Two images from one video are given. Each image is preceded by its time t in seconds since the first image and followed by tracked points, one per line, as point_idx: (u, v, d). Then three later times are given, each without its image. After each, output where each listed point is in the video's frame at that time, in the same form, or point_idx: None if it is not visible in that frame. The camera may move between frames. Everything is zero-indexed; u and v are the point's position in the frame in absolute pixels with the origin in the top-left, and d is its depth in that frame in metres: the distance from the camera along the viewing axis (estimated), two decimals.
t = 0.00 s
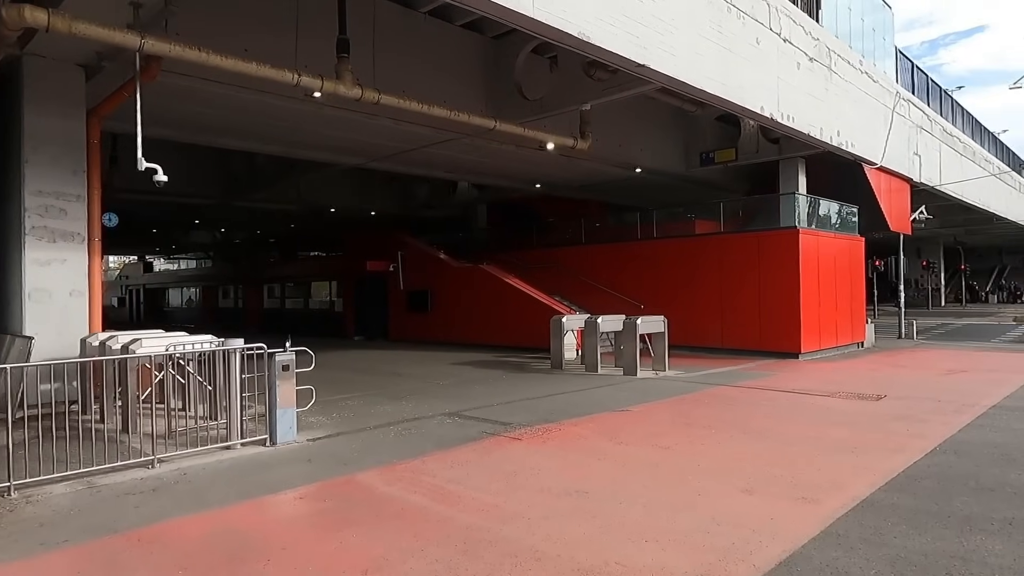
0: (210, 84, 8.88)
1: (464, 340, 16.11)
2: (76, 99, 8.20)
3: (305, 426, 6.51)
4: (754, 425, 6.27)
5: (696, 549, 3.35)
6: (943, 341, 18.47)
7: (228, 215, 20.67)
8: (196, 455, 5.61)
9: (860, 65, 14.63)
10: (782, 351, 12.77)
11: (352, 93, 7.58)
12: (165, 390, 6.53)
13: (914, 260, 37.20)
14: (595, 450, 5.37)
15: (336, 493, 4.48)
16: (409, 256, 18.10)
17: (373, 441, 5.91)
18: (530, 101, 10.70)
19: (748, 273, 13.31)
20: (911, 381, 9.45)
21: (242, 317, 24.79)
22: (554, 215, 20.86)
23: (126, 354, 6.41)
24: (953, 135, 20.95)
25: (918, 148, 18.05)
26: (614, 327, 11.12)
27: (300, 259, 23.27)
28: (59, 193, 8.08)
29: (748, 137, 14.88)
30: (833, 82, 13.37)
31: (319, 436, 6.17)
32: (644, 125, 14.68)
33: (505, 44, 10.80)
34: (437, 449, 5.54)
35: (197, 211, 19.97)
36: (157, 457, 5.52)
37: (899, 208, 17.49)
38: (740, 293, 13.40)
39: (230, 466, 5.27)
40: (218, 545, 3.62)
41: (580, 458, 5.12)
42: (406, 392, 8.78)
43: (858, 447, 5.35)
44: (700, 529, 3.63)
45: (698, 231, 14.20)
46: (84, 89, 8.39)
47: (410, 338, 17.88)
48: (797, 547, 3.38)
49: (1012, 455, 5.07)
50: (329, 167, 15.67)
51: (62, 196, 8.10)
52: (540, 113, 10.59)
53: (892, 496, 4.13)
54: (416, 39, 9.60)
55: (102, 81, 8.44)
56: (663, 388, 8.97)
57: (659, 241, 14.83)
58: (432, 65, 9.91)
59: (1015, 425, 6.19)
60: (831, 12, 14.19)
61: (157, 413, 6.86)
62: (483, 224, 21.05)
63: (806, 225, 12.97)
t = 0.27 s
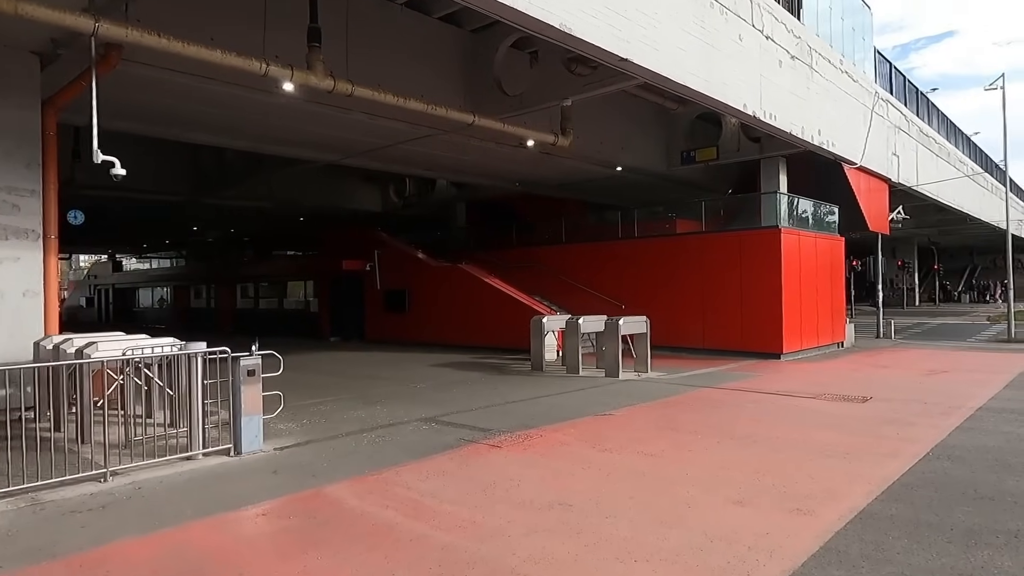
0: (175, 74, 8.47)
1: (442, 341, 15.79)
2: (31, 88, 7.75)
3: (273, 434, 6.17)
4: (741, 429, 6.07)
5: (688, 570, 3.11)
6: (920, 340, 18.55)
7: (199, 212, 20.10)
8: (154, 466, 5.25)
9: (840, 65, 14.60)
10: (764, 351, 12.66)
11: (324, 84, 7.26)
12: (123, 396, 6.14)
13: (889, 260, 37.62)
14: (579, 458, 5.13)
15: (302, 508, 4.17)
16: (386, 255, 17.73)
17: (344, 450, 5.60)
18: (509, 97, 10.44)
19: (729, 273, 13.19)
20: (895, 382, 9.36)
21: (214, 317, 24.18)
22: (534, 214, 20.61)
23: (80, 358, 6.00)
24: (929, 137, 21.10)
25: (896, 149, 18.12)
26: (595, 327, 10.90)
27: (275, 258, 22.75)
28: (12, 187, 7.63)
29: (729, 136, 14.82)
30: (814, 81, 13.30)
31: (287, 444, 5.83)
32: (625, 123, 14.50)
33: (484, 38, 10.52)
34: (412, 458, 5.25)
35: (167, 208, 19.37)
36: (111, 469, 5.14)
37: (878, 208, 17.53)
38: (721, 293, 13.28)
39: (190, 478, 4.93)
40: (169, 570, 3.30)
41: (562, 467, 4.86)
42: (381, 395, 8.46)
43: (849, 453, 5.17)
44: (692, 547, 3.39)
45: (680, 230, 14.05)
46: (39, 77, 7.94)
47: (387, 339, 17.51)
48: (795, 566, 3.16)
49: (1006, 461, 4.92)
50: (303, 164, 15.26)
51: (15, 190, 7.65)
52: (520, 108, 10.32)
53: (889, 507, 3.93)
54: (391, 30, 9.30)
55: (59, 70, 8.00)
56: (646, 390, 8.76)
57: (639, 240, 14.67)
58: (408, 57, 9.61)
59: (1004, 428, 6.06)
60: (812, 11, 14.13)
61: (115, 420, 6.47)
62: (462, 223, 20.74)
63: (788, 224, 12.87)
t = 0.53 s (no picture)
0: (139, 64, 8.08)
1: (422, 344, 15.45)
2: None
3: (240, 442, 5.82)
4: (731, 434, 5.84)
5: None
6: (900, 342, 18.60)
7: (171, 212, 19.54)
8: (109, 478, 4.87)
9: (822, 66, 14.56)
10: (748, 354, 12.51)
11: (296, 75, 6.94)
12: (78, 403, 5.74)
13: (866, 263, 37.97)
14: (563, 465, 4.86)
15: (266, 524, 3.85)
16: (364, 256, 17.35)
17: (315, 459, 5.27)
18: (490, 92, 10.18)
19: (713, 274, 13.04)
20: (881, 384, 9.24)
21: (187, 321, 23.56)
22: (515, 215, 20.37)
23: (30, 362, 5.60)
24: (907, 139, 21.22)
25: (876, 151, 18.16)
26: (578, 329, 10.65)
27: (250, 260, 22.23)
28: None
29: (712, 137, 14.71)
30: (797, 81, 13.22)
31: (254, 454, 5.49)
32: (607, 122, 14.31)
33: (464, 32, 10.25)
34: (386, 468, 4.95)
35: (137, 208, 18.79)
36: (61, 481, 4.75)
37: (859, 210, 17.54)
38: (705, 294, 13.12)
39: (145, 491, 4.58)
40: None
41: (546, 476, 4.59)
42: (356, 400, 8.13)
43: (844, 458, 4.97)
44: (686, 563, 3.15)
45: (662, 231, 13.88)
46: None
47: (365, 342, 17.12)
48: None
49: (1005, 466, 4.75)
50: (279, 162, 14.85)
51: None
52: (501, 105, 10.06)
53: (891, 516, 3.72)
54: (367, 23, 9.00)
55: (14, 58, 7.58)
56: (631, 393, 8.52)
57: (622, 241, 14.47)
58: (384, 51, 9.32)
59: (998, 431, 5.91)
60: (794, 10, 14.06)
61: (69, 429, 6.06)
62: (442, 224, 20.43)
63: (771, 225, 12.75)
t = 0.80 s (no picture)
0: (105, 56, 7.71)
1: (404, 349, 15.11)
2: None
3: (207, 456, 5.49)
4: (724, 445, 5.62)
5: None
6: (884, 346, 18.59)
7: (146, 214, 19.03)
8: (62, 497, 4.52)
9: (808, 68, 14.49)
10: (735, 359, 12.34)
11: (270, 69, 6.63)
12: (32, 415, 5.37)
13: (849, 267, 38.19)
14: (550, 480, 4.60)
15: (230, 550, 3.54)
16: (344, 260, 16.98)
17: (287, 475, 4.96)
18: (473, 91, 9.93)
19: (699, 278, 12.87)
20: (871, 390, 9.09)
21: (163, 325, 22.99)
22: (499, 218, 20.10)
23: None
24: (891, 144, 21.28)
25: (860, 155, 18.16)
26: (564, 334, 10.41)
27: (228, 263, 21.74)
28: None
29: (698, 139, 14.56)
30: (783, 83, 13.11)
31: (221, 469, 5.16)
32: (593, 124, 14.12)
33: (447, 29, 9.99)
34: (363, 484, 4.66)
35: (111, 209, 18.27)
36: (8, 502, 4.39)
37: (844, 213, 17.50)
38: (691, 298, 12.95)
39: (100, 511, 4.24)
40: None
41: (532, 492, 4.33)
42: (334, 409, 7.81)
43: (844, 471, 4.76)
44: None
45: (649, 234, 13.69)
46: None
47: (345, 347, 16.74)
48: None
49: (1010, 478, 4.56)
50: (256, 162, 14.46)
51: None
52: (484, 104, 9.81)
53: (899, 535, 3.50)
54: (346, 17, 8.71)
55: None
56: (618, 400, 8.28)
57: (608, 244, 14.26)
58: (365, 47, 9.03)
59: (996, 440, 5.75)
60: (781, 12, 13.97)
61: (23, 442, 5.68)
62: (425, 227, 20.12)
63: (758, 228, 12.61)
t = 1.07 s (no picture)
0: (68, 48, 7.35)
1: (386, 354, 14.77)
2: None
3: (170, 469, 5.15)
4: (717, 453, 5.38)
5: None
6: (870, 349, 18.54)
7: (120, 215, 18.52)
8: (6, 516, 4.16)
9: (795, 70, 14.39)
10: (723, 363, 12.15)
11: (241, 59, 6.32)
12: None
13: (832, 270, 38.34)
14: (536, 492, 4.33)
15: (185, 574, 3.23)
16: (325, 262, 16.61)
17: (255, 488, 4.65)
18: (457, 89, 9.66)
19: (686, 280, 12.67)
20: (861, 394, 8.92)
21: (138, 330, 22.44)
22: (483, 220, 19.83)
23: None
24: (875, 147, 21.31)
25: (845, 158, 18.12)
26: (550, 338, 10.14)
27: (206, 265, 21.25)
28: None
29: (685, 141, 14.42)
30: (770, 84, 12.98)
31: (184, 482, 4.83)
32: (578, 124, 13.91)
33: (429, 25, 9.72)
34: (335, 498, 4.35)
35: (83, 210, 17.75)
36: None
37: (830, 216, 17.43)
38: (678, 301, 12.76)
39: (46, 531, 3.90)
40: None
41: (515, 507, 4.05)
42: (310, 417, 7.48)
43: (843, 481, 4.53)
44: None
45: (635, 237, 13.48)
46: None
47: (326, 352, 16.35)
48: None
49: (1016, 488, 4.36)
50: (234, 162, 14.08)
51: None
52: (468, 101, 9.55)
53: (909, 552, 3.27)
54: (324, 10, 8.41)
55: None
56: (605, 406, 8.03)
57: (594, 246, 14.04)
58: (344, 42, 8.73)
59: (996, 446, 5.56)
60: (768, 13, 13.85)
61: None
62: (408, 229, 19.79)
63: (746, 230, 12.45)
